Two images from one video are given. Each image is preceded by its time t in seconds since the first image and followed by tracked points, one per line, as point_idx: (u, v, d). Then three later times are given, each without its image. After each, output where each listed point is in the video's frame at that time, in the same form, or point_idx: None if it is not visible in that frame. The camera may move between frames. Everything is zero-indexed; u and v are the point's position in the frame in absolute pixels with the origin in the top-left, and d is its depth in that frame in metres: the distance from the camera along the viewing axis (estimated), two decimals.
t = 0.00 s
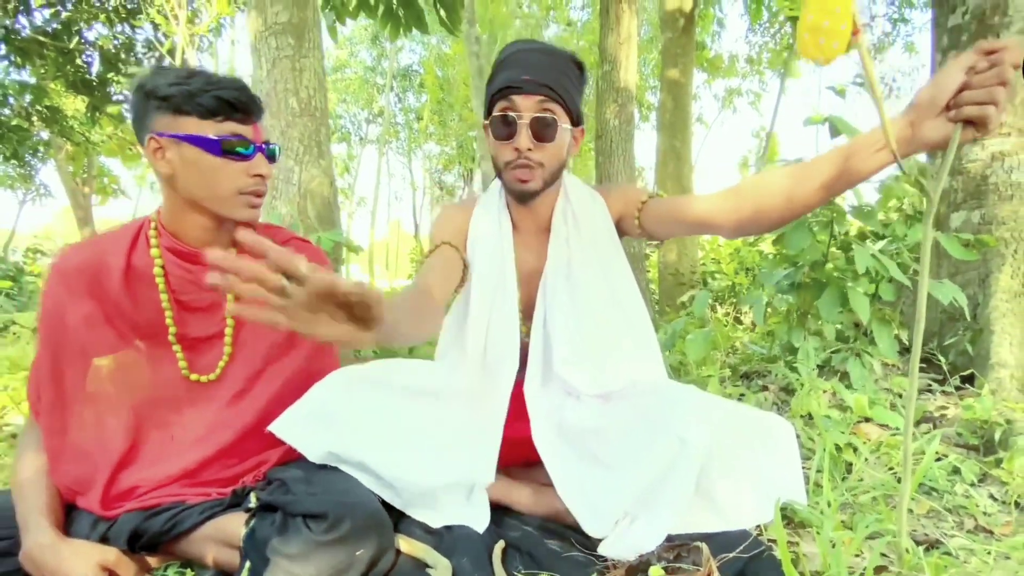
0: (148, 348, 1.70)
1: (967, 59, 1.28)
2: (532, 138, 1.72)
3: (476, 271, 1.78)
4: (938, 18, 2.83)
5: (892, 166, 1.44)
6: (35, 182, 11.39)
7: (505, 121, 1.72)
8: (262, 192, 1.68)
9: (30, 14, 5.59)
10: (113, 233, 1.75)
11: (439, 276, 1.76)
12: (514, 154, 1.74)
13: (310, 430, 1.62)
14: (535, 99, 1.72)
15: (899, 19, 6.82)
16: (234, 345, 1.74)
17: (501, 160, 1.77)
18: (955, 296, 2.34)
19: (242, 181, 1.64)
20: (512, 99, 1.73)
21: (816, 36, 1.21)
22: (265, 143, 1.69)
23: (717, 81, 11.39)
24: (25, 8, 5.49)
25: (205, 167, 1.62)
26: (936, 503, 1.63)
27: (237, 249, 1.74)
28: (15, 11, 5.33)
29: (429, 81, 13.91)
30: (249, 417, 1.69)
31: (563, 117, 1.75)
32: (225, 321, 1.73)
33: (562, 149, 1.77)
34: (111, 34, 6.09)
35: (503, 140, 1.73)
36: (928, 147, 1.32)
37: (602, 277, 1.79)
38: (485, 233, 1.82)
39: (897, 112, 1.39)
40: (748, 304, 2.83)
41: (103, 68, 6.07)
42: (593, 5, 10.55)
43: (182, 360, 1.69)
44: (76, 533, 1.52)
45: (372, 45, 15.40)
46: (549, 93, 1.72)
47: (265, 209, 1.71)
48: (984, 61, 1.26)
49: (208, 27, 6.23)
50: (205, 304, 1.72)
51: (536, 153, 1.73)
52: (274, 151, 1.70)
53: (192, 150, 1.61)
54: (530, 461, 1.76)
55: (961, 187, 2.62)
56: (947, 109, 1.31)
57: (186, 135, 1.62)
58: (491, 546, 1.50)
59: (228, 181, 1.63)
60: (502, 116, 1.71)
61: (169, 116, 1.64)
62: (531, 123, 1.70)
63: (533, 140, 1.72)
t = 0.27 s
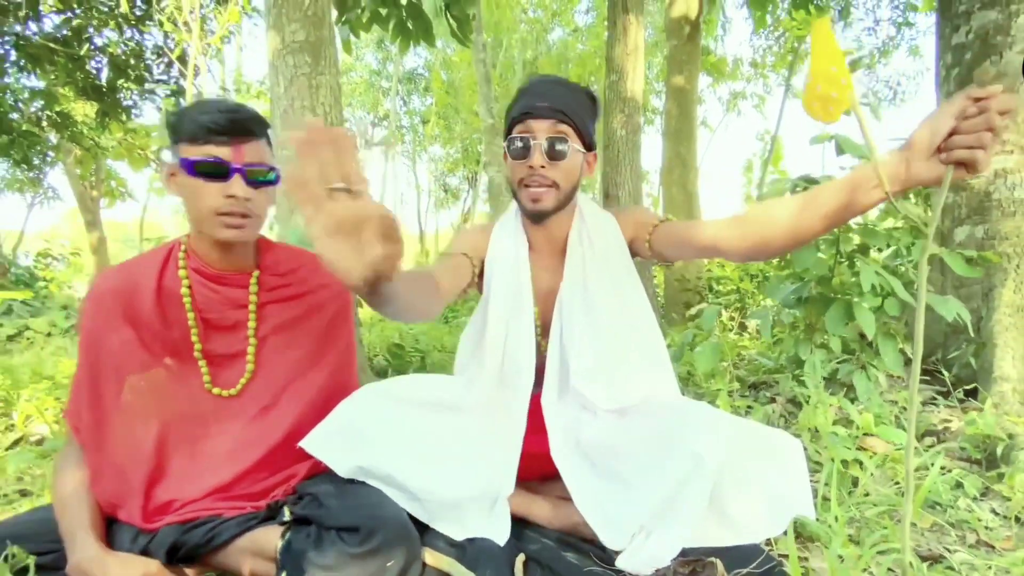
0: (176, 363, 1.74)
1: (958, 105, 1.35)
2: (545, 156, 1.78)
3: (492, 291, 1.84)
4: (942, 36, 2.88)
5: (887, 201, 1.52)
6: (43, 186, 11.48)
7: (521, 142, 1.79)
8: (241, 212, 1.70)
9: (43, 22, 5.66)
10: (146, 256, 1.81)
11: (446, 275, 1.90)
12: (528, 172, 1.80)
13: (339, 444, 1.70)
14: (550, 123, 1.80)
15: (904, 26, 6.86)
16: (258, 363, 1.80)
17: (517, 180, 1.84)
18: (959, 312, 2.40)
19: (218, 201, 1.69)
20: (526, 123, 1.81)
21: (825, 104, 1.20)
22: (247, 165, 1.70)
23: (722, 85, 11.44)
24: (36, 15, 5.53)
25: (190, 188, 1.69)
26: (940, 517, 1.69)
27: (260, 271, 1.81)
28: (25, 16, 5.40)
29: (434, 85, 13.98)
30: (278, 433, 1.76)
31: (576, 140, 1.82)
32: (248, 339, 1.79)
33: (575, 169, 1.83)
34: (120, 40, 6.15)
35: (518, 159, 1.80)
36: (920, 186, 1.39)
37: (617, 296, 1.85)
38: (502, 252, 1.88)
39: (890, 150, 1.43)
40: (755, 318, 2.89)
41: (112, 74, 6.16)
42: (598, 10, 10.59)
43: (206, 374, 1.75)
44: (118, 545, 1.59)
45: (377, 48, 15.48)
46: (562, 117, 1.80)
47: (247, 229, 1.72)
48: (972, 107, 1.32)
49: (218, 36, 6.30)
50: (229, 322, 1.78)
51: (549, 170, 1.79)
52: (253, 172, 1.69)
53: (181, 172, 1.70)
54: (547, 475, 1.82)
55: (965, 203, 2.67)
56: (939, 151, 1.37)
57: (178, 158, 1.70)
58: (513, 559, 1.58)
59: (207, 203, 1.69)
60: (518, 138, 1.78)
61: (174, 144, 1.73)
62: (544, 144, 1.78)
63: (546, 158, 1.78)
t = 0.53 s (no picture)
0: (200, 370, 1.78)
1: (957, 126, 1.39)
2: (555, 168, 1.82)
3: (503, 296, 1.88)
4: (947, 43, 2.90)
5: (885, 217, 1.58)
6: (53, 187, 11.59)
7: (530, 155, 1.83)
8: (223, 254, 1.68)
9: (53, 26, 5.73)
10: (170, 266, 1.85)
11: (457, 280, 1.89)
12: (538, 184, 1.84)
13: (353, 450, 1.74)
14: (558, 136, 1.84)
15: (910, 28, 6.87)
16: (277, 370, 1.82)
17: (527, 192, 1.88)
18: (963, 319, 2.43)
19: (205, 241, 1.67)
20: (536, 137, 1.85)
21: (801, 124, 1.27)
22: (227, 209, 1.63)
23: (726, 86, 11.45)
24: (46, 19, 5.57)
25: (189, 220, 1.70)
26: (942, 523, 1.73)
27: (276, 282, 1.82)
28: (36, 20, 5.41)
29: (439, 86, 14.03)
30: (300, 438, 1.79)
31: (585, 152, 1.86)
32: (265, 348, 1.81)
33: (584, 180, 1.87)
34: (129, 43, 6.22)
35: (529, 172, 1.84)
36: (922, 203, 1.42)
37: (626, 306, 1.90)
38: (513, 259, 1.92)
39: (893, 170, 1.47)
40: (761, 323, 2.93)
41: (121, 77, 6.24)
42: (603, 11, 10.61)
43: (224, 376, 1.78)
44: (145, 547, 1.62)
45: (383, 49, 15.54)
46: (570, 130, 1.84)
47: (233, 266, 1.71)
48: (972, 128, 1.37)
49: (227, 40, 6.36)
50: (245, 330, 1.80)
51: (559, 182, 1.83)
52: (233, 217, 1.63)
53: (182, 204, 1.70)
54: (556, 481, 1.87)
55: (969, 210, 2.70)
56: (941, 169, 1.41)
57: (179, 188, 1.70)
58: (525, 564, 1.63)
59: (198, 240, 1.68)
60: (527, 151, 1.83)
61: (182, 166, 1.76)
62: (552, 156, 1.81)
63: (555, 170, 1.82)
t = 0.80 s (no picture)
0: (211, 372, 1.81)
1: (956, 135, 1.40)
2: (574, 191, 1.85)
3: (509, 299, 1.90)
4: (952, 45, 2.90)
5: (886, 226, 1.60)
6: (60, 188, 11.66)
7: (549, 177, 1.84)
8: (239, 236, 1.70)
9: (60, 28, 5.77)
10: (181, 269, 1.88)
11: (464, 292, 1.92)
12: (556, 206, 1.86)
13: (365, 451, 1.77)
14: (577, 158, 1.85)
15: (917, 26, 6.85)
16: (286, 371, 1.85)
17: (542, 211, 1.90)
18: (967, 321, 2.44)
19: (219, 227, 1.70)
20: (554, 158, 1.85)
21: (832, 136, 1.25)
22: (241, 189, 1.69)
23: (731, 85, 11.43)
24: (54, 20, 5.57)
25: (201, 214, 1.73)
26: (945, 525, 1.75)
27: (287, 284, 1.85)
28: (43, 21, 5.44)
29: (444, 85, 14.04)
30: (309, 440, 1.81)
31: (600, 170, 1.89)
32: (276, 348, 1.84)
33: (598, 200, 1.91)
34: (135, 44, 6.25)
35: (547, 194, 1.86)
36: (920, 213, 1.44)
37: (631, 309, 1.92)
38: (519, 261, 1.93)
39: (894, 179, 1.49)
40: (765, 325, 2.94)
41: (128, 78, 6.29)
42: (608, 10, 10.59)
43: (236, 377, 1.81)
44: (158, 548, 1.65)
45: (387, 49, 15.56)
46: (589, 151, 1.86)
47: (247, 250, 1.71)
48: (970, 138, 1.38)
49: (233, 41, 6.39)
50: (256, 332, 1.83)
51: (578, 205, 1.86)
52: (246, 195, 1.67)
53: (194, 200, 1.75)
54: (562, 482, 1.89)
55: (974, 212, 2.71)
56: (939, 178, 1.42)
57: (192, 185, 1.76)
58: (531, 565, 1.66)
59: (212, 229, 1.71)
60: (546, 174, 1.83)
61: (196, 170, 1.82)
62: (573, 179, 1.83)
63: (574, 194, 1.85)
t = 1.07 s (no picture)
0: (214, 372, 1.82)
1: (956, 138, 1.40)
2: (588, 213, 1.86)
3: (511, 304, 1.91)
4: (956, 43, 2.89)
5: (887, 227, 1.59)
6: (66, 187, 11.74)
7: (563, 199, 1.85)
8: (245, 238, 1.72)
9: (65, 28, 5.81)
10: (185, 270, 1.89)
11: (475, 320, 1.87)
12: (569, 227, 1.88)
13: (368, 449, 1.78)
14: (590, 179, 1.84)
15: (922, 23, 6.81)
16: (288, 372, 1.87)
17: (553, 228, 1.91)
18: (970, 321, 2.43)
19: (224, 230, 1.72)
20: (568, 178, 1.83)
21: (808, 135, 1.23)
22: (247, 194, 1.71)
23: (736, 82, 11.40)
24: (59, 20, 5.81)
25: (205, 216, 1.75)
26: (947, 525, 1.75)
27: (289, 286, 1.89)
28: (48, 21, 5.71)
29: (447, 83, 14.04)
30: (313, 440, 1.82)
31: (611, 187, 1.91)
32: (278, 352, 1.85)
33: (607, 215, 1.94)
34: (140, 44, 6.26)
35: (561, 214, 1.86)
36: (921, 213, 1.43)
37: (633, 310, 1.92)
38: (521, 265, 1.95)
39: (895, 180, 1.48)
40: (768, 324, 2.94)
41: (132, 77, 6.34)
42: (611, 7, 10.57)
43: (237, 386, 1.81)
44: (162, 546, 1.66)
45: (391, 47, 15.57)
46: (603, 171, 1.85)
47: (253, 255, 1.74)
48: (971, 139, 1.37)
49: (237, 40, 6.42)
50: (259, 334, 1.85)
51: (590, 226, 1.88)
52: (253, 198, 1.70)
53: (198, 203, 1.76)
54: (564, 481, 1.90)
55: (978, 211, 2.70)
56: (940, 180, 1.42)
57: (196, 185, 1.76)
58: (534, 563, 1.66)
59: (216, 231, 1.73)
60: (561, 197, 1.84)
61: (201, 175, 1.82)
62: (587, 202, 1.85)
63: (587, 215, 1.86)
